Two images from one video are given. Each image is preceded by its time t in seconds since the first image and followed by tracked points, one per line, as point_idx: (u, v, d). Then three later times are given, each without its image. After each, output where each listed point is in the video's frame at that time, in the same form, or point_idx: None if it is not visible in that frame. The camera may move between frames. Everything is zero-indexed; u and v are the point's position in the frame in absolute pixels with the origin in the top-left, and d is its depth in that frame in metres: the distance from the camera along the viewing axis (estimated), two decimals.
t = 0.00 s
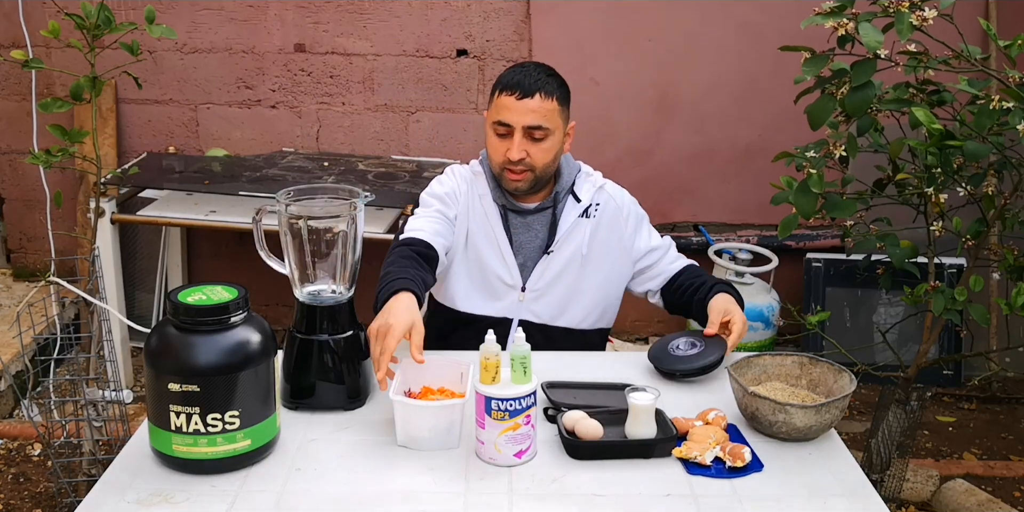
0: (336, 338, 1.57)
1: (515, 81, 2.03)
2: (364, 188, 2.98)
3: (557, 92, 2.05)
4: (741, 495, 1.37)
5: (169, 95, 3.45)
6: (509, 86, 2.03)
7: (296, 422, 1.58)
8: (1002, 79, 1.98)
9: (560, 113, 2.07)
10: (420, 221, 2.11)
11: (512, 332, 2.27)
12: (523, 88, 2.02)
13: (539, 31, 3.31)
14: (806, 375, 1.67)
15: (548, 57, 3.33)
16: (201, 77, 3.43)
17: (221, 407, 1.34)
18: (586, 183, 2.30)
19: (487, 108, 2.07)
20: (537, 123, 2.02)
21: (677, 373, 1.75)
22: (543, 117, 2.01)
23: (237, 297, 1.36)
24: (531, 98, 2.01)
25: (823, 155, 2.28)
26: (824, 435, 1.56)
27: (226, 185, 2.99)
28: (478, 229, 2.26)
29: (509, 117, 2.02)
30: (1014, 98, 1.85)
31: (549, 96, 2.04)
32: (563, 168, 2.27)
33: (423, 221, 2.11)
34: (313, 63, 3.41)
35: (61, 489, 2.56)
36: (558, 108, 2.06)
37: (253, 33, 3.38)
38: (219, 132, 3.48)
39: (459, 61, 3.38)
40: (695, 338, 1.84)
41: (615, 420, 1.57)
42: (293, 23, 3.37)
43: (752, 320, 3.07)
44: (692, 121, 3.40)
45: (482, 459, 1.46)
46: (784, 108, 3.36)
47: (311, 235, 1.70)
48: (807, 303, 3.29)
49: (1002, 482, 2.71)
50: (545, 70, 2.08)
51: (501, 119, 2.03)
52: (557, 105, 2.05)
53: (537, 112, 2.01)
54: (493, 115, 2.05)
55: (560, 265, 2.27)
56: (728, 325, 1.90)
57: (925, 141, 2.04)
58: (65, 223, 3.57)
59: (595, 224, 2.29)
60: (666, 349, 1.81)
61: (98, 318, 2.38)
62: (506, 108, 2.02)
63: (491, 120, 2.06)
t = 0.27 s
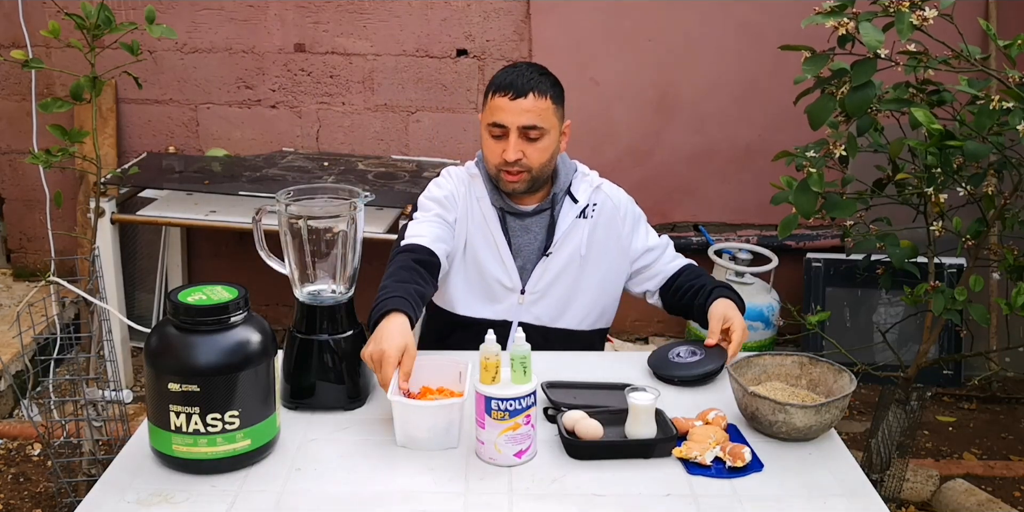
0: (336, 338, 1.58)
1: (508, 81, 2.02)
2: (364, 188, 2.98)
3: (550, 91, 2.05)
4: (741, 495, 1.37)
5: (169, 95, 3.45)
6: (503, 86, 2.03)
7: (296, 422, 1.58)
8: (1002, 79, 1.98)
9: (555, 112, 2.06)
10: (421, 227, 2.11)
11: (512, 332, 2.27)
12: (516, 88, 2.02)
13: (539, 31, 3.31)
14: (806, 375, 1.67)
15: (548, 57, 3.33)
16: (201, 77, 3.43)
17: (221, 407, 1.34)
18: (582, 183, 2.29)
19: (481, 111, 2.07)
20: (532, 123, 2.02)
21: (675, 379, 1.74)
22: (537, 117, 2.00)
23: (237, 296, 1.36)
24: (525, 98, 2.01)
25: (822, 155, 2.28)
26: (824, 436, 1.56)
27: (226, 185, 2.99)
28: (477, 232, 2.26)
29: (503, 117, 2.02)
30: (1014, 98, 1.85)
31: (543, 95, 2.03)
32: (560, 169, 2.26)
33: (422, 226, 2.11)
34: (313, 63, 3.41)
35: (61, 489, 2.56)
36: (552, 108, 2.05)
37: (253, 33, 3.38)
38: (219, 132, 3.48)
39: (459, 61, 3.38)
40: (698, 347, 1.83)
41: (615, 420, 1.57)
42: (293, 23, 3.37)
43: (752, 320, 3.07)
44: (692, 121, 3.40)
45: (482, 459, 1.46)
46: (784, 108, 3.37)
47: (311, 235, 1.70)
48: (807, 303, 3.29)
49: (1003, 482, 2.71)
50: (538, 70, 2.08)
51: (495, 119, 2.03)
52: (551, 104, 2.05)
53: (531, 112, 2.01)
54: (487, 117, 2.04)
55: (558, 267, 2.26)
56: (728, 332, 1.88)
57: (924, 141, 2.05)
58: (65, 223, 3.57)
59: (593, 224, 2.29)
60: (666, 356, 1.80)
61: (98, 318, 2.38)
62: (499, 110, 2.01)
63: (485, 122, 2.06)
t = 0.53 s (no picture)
0: (337, 339, 1.58)
1: (507, 82, 2.02)
2: (364, 188, 2.98)
3: (549, 92, 2.05)
4: (741, 495, 1.37)
5: (169, 95, 3.45)
6: (501, 87, 2.03)
7: (295, 423, 1.58)
8: (1002, 79, 1.98)
9: (554, 113, 2.07)
10: (412, 226, 2.15)
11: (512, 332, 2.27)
12: (516, 90, 2.02)
13: (539, 31, 3.31)
14: (806, 375, 1.67)
15: (548, 57, 3.33)
16: (201, 77, 3.43)
17: (221, 407, 1.34)
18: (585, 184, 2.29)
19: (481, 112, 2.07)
20: (531, 124, 2.02)
21: (672, 379, 1.74)
22: (536, 118, 2.01)
23: (237, 296, 1.36)
24: (525, 99, 2.01)
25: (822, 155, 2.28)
26: (824, 436, 1.56)
27: (226, 185, 2.99)
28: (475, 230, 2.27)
29: (502, 119, 2.02)
30: (1014, 98, 1.85)
31: (542, 96, 2.03)
32: (561, 169, 2.26)
33: (414, 227, 2.14)
34: (313, 63, 3.41)
35: (61, 488, 2.56)
36: (552, 109, 2.05)
37: (253, 33, 3.38)
38: (219, 132, 3.48)
39: (459, 61, 3.38)
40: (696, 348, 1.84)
41: (615, 420, 1.57)
42: (292, 23, 3.37)
43: (752, 320, 3.07)
44: (692, 121, 3.40)
45: (482, 459, 1.46)
46: (784, 108, 3.36)
47: (311, 235, 1.70)
48: (807, 303, 3.29)
49: (1003, 482, 2.71)
50: (537, 71, 2.08)
51: (495, 121, 2.03)
52: (551, 105, 2.05)
53: (531, 113, 2.01)
54: (487, 118, 2.04)
55: (558, 267, 2.27)
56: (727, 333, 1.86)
57: (924, 141, 2.05)
58: (65, 223, 3.57)
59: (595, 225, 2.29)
60: (665, 357, 1.81)
61: (98, 318, 2.38)
62: (499, 111, 2.01)
63: (485, 123, 2.06)
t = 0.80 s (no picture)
0: (336, 338, 1.57)
1: (507, 83, 2.02)
2: (364, 188, 2.98)
3: (548, 92, 2.05)
4: (741, 495, 1.37)
5: (169, 95, 3.45)
6: (501, 87, 2.03)
7: (295, 423, 1.58)
8: (1002, 78, 1.98)
9: (553, 113, 2.07)
10: (404, 224, 2.21)
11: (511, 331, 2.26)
12: (515, 90, 2.02)
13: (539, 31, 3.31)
14: (806, 375, 1.67)
15: (548, 57, 3.33)
16: (201, 77, 3.43)
17: (221, 407, 1.34)
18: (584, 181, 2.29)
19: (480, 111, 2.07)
20: (530, 124, 2.02)
21: (671, 380, 1.74)
22: (535, 118, 2.01)
23: (237, 296, 1.36)
24: (524, 100, 2.01)
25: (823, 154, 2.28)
26: (824, 436, 1.55)
27: (226, 185, 2.99)
28: (471, 225, 2.29)
29: (502, 119, 2.02)
30: (1014, 98, 1.85)
31: (541, 96, 2.03)
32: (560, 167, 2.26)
33: (405, 225, 2.21)
34: (313, 63, 3.41)
35: (60, 489, 2.56)
36: (551, 108, 2.05)
37: (253, 33, 3.38)
38: (219, 132, 3.48)
39: (459, 60, 3.38)
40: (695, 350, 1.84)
41: (616, 420, 1.57)
42: (292, 23, 3.37)
43: (752, 320, 3.07)
44: (692, 121, 3.40)
45: (482, 459, 1.46)
46: (784, 108, 3.36)
47: (311, 235, 1.70)
48: (807, 303, 3.29)
49: (1003, 482, 2.71)
50: (537, 71, 2.08)
51: (494, 120, 2.03)
52: (550, 105, 2.05)
53: (530, 113, 2.01)
54: (487, 118, 2.05)
55: (556, 264, 2.27)
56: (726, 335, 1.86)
57: (924, 141, 2.04)
58: (65, 223, 3.57)
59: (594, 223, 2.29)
60: (664, 358, 1.81)
61: (98, 318, 2.38)
62: (499, 111, 2.02)
63: (484, 122, 2.06)
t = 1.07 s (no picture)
0: (336, 339, 1.57)
1: (502, 76, 2.03)
2: (364, 188, 2.98)
3: (543, 87, 2.06)
4: (741, 494, 1.37)
5: (169, 95, 3.45)
6: (497, 81, 2.04)
7: (295, 422, 1.58)
8: (1003, 78, 1.98)
9: (547, 107, 2.07)
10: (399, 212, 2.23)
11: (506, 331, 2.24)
12: (510, 83, 2.03)
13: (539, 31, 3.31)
14: (806, 375, 1.67)
15: (548, 57, 3.33)
16: (201, 77, 3.43)
17: (221, 407, 1.34)
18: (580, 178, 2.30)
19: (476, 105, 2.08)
20: (524, 117, 2.02)
21: (672, 380, 1.74)
22: (529, 112, 2.01)
23: (237, 297, 1.36)
24: (518, 93, 2.02)
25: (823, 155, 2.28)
26: (824, 435, 1.55)
27: (226, 185, 2.99)
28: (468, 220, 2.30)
29: (497, 111, 2.03)
30: (1014, 98, 1.85)
31: (536, 90, 2.04)
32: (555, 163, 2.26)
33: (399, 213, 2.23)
34: (313, 63, 3.41)
35: (60, 489, 2.56)
36: (546, 103, 2.06)
37: (253, 33, 3.38)
38: (219, 132, 3.48)
39: (459, 61, 3.38)
40: (695, 352, 1.84)
41: (616, 420, 1.57)
42: (292, 23, 3.37)
43: (752, 320, 3.07)
44: (692, 121, 3.40)
45: (482, 459, 1.46)
46: (784, 108, 3.36)
47: (311, 235, 1.69)
48: (807, 303, 3.29)
49: (1002, 482, 2.71)
50: (533, 67, 2.08)
51: (489, 113, 2.03)
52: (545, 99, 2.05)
53: (524, 106, 2.02)
54: (482, 111, 2.05)
55: (553, 258, 2.27)
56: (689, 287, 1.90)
57: (924, 141, 2.05)
58: (65, 223, 3.57)
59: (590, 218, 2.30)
60: (665, 359, 1.81)
61: (98, 318, 2.37)
62: (494, 104, 2.03)
63: (480, 116, 2.07)
